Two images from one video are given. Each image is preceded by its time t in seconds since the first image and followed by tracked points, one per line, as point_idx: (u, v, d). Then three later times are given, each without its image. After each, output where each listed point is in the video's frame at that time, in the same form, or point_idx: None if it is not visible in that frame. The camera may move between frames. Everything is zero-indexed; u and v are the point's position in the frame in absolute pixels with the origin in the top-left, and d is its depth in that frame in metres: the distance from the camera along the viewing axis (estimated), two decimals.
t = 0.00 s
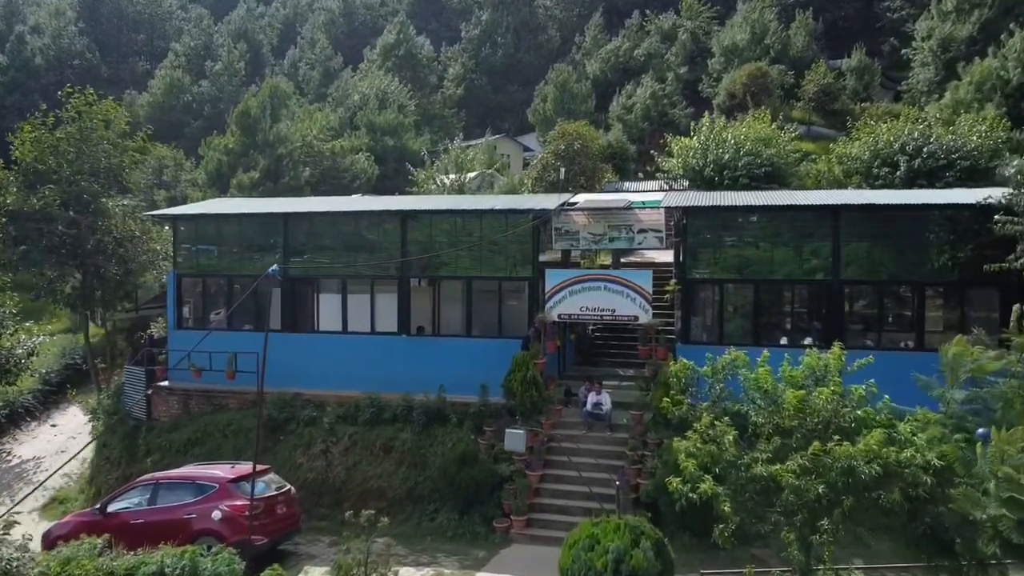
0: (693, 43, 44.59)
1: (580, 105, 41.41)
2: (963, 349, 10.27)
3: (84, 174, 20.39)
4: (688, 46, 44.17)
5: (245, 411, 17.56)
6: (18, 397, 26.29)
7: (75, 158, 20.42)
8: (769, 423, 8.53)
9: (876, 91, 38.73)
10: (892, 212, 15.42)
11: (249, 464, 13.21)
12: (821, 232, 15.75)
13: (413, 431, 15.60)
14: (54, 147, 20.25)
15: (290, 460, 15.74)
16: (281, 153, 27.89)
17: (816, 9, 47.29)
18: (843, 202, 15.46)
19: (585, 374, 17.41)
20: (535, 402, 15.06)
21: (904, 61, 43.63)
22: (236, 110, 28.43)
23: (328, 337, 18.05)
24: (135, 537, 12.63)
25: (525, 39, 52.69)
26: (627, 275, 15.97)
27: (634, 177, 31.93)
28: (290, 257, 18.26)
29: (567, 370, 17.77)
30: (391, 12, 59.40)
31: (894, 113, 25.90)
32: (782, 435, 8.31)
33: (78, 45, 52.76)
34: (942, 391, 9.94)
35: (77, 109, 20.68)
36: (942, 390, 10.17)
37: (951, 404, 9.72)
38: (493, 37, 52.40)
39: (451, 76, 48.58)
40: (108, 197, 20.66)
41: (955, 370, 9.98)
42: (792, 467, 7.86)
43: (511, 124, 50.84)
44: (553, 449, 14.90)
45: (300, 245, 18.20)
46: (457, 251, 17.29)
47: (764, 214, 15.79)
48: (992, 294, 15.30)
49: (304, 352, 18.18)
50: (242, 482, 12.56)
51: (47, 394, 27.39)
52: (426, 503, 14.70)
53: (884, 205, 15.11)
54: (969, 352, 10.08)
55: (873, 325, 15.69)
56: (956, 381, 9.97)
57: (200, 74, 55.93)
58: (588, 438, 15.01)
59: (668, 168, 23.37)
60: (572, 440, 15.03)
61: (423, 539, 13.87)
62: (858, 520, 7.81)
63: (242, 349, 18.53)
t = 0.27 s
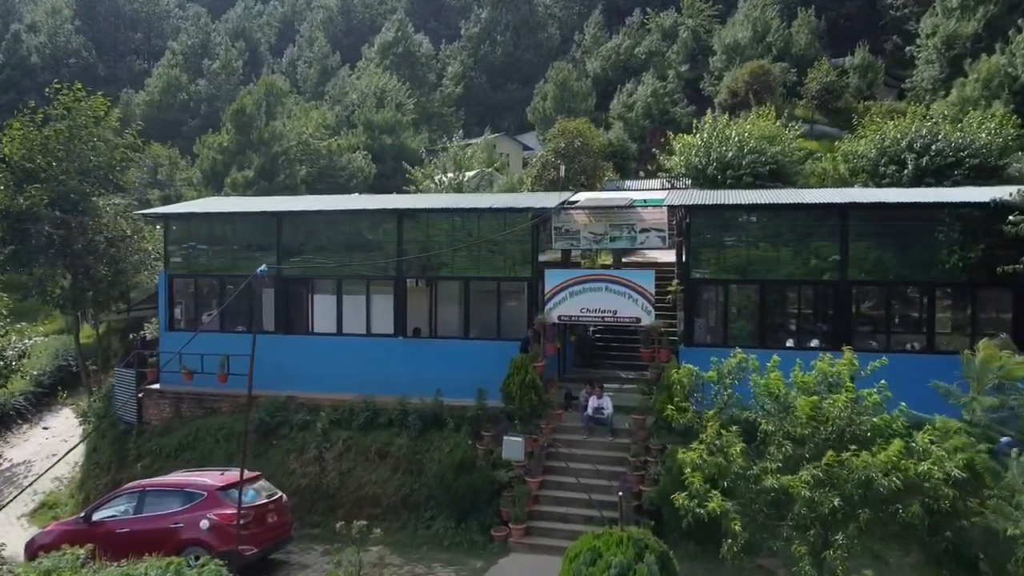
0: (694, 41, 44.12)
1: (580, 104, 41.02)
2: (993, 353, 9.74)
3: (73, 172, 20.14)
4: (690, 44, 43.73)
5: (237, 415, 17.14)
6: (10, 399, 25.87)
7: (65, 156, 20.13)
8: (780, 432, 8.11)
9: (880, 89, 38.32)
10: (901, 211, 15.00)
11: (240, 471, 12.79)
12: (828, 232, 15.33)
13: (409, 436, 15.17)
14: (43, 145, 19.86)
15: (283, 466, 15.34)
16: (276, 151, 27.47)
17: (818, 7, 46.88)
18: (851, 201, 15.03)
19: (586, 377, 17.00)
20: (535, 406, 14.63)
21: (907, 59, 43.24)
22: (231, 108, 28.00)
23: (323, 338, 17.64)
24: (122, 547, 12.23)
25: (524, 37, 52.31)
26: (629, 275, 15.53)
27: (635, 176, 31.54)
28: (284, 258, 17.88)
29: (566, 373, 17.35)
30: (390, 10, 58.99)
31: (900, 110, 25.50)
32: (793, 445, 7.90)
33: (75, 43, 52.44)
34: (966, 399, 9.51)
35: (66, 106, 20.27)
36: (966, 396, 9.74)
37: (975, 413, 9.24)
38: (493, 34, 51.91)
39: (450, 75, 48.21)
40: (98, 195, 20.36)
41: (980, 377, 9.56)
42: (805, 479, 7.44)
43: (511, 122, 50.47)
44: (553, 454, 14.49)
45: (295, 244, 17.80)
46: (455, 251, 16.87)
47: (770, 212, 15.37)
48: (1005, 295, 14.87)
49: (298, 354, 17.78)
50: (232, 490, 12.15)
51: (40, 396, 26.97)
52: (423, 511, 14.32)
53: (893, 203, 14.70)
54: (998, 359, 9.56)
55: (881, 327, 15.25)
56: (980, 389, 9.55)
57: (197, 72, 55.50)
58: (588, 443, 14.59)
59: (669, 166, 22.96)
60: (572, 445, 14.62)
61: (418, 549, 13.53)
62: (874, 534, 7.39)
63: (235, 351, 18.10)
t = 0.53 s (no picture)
0: (696, 39, 43.67)
1: (580, 102, 40.62)
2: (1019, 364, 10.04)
3: (63, 171, 19.80)
4: (691, 43, 43.31)
5: (230, 420, 16.75)
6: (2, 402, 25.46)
7: (54, 155, 19.77)
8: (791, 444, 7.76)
9: (883, 88, 37.93)
10: (911, 211, 14.58)
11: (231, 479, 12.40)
12: (835, 232, 14.92)
13: (405, 441, 14.77)
14: (32, 144, 19.47)
15: (276, 473, 14.94)
16: (272, 150, 27.05)
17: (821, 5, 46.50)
18: (859, 200, 14.62)
19: (586, 380, 16.60)
20: (534, 411, 14.22)
21: (910, 57, 42.86)
22: (226, 106, 27.60)
23: (318, 342, 17.24)
24: (108, 558, 11.81)
25: (524, 36, 51.93)
26: (632, 277, 15.13)
27: (637, 175, 31.15)
28: (278, 259, 17.48)
29: (567, 377, 16.96)
30: (389, 9, 58.56)
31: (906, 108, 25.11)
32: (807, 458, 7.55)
33: (71, 42, 52.06)
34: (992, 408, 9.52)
35: (56, 103, 19.88)
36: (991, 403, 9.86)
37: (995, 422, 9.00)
38: (492, 33, 51.41)
39: (449, 73, 47.84)
40: (89, 195, 20.02)
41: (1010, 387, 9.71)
42: (821, 495, 7.09)
43: (511, 122, 50.08)
44: (553, 461, 14.10)
45: (289, 245, 17.40)
46: (454, 252, 16.48)
47: (776, 212, 14.97)
48: (1016, 297, 14.43)
49: (293, 358, 17.39)
50: (222, 500, 11.73)
51: (32, 399, 26.54)
52: (419, 519, 13.93)
53: (902, 202, 14.30)
54: None
55: (889, 330, 14.82)
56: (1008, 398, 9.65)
57: (194, 71, 55.07)
58: (589, 449, 14.19)
59: (672, 165, 22.57)
60: (572, 451, 14.22)
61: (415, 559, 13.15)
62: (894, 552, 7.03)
63: (227, 355, 17.70)
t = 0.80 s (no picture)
0: (697, 37, 43.27)
1: (580, 101, 40.32)
2: None
3: (55, 170, 19.43)
4: (692, 41, 42.95)
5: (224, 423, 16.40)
6: None
7: (47, 154, 19.39)
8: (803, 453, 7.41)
9: (887, 86, 37.61)
10: (920, 210, 14.22)
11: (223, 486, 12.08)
12: (843, 232, 14.55)
13: (402, 447, 14.42)
14: (23, 142, 19.05)
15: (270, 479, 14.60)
16: (268, 149, 26.70)
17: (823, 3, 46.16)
18: (867, 199, 14.26)
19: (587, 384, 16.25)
20: (534, 415, 13.83)
21: (913, 56, 42.52)
22: (221, 104, 27.24)
23: (313, 344, 16.91)
24: (96, 568, 11.46)
25: (524, 34, 51.60)
26: (635, 278, 14.78)
27: (638, 174, 30.82)
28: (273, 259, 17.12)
29: (568, 380, 16.61)
30: (388, 7, 58.19)
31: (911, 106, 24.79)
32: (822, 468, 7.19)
33: (68, 41, 51.72)
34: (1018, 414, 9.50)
35: (48, 101, 19.48)
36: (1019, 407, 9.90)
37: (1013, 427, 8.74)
38: (492, 31, 51.00)
39: (448, 72, 47.54)
40: (82, 194, 19.67)
41: None
42: (837, 509, 6.74)
43: (511, 121, 49.74)
44: (553, 467, 13.76)
45: (284, 245, 17.05)
46: (453, 253, 16.12)
47: (782, 212, 14.61)
48: None
49: (288, 361, 17.04)
50: (213, 508, 11.38)
51: (26, 401, 26.19)
52: (416, 526, 13.62)
53: (912, 201, 13.93)
54: None
55: (896, 331, 14.47)
56: None
57: (192, 70, 54.71)
58: (590, 455, 13.83)
59: (674, 164, 22.22)
60: (573, 457, 13.87)
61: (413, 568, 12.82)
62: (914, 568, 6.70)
63: (221, 357, 17.37)
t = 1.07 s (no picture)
0: (695, 35, 42.83)
1: (578, 99, 40.05)
2: None
3: (42, 168, 18.90)
4: (691, 39, 42.54)
5: (212, 427, 15.97)
6: None
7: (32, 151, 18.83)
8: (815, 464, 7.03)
9: (887, 85, 37.30)
10: (928, 208, 13.83)
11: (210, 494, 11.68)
12: (848, 231, 14.16)
13: (395, 452, 14.01)
14: (8, 138, 18.50)
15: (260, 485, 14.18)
16: (259, 147, 26.28)
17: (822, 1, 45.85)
18: (873, 197, 13.87)
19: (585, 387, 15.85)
20: (531, 419, 13.50)
21: (914, 54, 42.20)
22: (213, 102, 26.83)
23: (304, 346, 16.49)
24: None
25: (521, 32, 51.24)
26: (635, 279, 14.38)
27: (637, 172, 30.46)
28: (263, 259, 16.69)
29: (565, 383, 16.20)
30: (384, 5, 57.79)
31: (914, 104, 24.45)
32: (835, 480, 6.82)
33: (61, 39, 51.23)
34: None
35: (35, 97, 18.96)
36: None
37: None
38: (489, 28, 50.67)
39: (445, 70, 47.24)
40: (68, 192, 19.20)
41: None
42: (853, 525, 6.37)
43: (508, 119, 49.31)
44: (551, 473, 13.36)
45: (275, 245, 16.62)
46: (448, 252, 15.70)
47: (786, 210, 14.22)
48: None
49: (278, 363, 16.62)
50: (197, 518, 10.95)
51: (14, 404, 25.75)
52: (410, 535, 13.24)
53: (919, 200, 13.51)
54: None
55: (903, 332, 14.08)
56: None
57: (186, 69, 54.24)
58: (589, 461, 13.44)
59: (674, 162, 21.83)
60: (572, 462, 13.48)
61: None
62: None
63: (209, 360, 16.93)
